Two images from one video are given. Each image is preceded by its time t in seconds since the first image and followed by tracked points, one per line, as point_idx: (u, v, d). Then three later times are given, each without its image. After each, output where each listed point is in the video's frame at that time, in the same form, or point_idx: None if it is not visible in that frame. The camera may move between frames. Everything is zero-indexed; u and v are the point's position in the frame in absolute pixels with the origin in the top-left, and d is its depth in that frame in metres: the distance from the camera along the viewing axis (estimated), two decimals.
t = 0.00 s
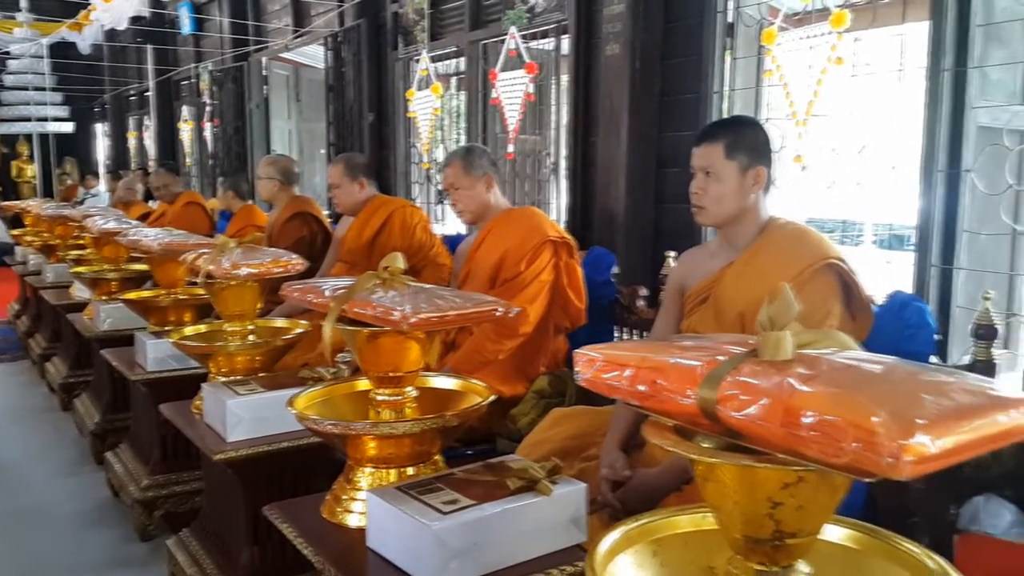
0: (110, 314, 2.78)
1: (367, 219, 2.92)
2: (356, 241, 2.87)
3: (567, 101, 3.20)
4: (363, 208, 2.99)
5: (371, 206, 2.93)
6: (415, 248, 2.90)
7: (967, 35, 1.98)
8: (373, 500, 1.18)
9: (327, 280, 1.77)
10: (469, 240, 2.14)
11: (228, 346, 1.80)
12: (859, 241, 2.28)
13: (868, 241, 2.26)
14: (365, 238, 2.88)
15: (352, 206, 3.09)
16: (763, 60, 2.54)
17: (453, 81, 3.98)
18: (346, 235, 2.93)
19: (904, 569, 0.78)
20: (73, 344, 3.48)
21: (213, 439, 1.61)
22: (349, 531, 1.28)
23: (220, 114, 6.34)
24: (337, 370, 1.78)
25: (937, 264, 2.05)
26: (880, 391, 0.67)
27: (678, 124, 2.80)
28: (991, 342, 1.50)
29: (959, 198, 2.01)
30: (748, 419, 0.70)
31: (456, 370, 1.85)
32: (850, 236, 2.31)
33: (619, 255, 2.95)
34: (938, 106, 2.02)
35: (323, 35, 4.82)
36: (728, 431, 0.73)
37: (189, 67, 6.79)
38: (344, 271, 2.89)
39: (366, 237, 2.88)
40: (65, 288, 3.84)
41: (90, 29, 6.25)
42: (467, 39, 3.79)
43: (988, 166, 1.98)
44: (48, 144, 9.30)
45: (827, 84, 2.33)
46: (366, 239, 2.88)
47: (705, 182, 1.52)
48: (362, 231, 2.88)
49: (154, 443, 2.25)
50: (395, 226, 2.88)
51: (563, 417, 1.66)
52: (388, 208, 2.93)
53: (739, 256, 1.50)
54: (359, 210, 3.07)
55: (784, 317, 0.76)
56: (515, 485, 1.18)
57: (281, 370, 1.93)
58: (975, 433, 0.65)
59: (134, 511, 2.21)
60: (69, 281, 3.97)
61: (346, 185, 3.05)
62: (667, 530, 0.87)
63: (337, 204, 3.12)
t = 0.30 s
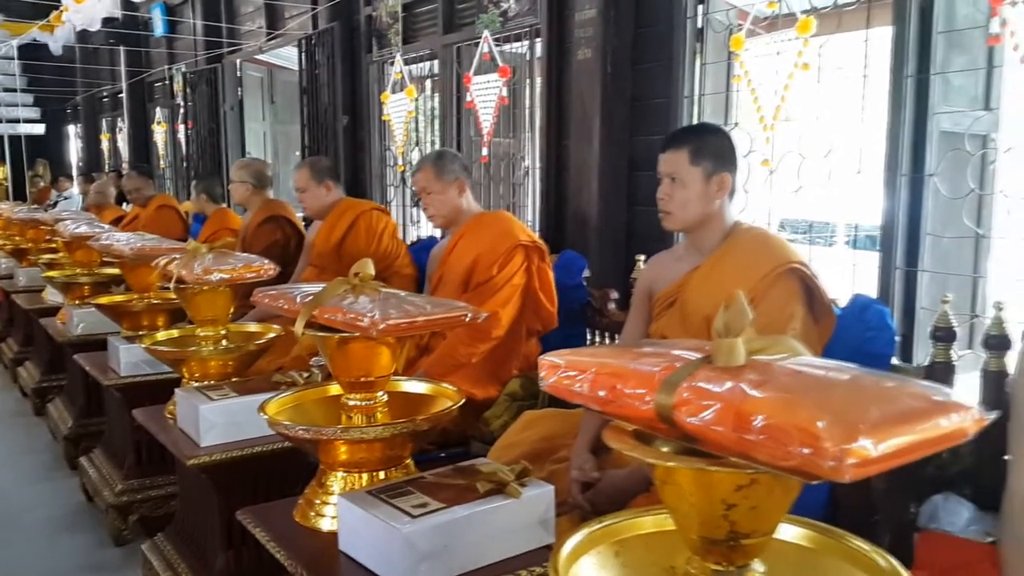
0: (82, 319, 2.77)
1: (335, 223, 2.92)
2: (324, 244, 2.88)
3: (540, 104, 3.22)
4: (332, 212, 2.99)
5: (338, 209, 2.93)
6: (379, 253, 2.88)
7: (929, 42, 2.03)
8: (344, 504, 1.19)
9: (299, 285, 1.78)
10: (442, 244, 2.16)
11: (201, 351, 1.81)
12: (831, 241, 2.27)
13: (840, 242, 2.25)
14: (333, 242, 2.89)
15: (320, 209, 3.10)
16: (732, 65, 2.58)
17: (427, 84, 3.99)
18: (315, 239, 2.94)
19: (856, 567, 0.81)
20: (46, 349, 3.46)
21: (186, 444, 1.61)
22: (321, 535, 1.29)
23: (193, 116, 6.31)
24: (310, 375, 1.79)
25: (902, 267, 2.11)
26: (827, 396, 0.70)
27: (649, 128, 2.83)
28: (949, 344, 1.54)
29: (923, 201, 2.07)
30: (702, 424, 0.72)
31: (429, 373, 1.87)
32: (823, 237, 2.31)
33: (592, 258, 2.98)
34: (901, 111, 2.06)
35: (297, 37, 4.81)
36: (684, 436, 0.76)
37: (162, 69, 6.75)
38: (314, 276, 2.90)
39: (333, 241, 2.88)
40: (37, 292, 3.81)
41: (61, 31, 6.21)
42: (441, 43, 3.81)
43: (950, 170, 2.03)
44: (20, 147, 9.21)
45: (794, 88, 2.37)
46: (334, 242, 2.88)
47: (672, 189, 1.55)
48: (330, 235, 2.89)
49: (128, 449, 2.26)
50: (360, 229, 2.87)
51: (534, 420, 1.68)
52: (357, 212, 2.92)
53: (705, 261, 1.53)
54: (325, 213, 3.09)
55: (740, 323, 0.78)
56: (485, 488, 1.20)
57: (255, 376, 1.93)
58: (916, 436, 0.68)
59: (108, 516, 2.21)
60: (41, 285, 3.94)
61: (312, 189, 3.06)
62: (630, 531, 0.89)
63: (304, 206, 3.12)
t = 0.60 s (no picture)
0: (86, 323, 2.81)
1: (324, 227, 2.94)
2: (315, 249, 2.91)
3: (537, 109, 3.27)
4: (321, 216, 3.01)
5: (325, 214, 2.96)
6: (368, 254, 2.90)
7: (919, 50, 2.07)
8: (350, 507, 1.23)
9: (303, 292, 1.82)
10: (441, 250, 2.19)
11: (206, 356, 1.84)
12: (827, 242, 2.31)
13: (836, 242, 2.28)
14: (322, 246, 2.91)
15: (308, 214, 3.10)
16: (726, 73, 2.63)
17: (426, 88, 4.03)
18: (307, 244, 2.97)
19: (843, 567, 0.85)
20: (48, 352, 3.49)
21: (192, 448, 1.64)
22: (328, 538, 1.33)
23: (192, 119, 6.35)
24: (313, 380, 1.83)
25: (893, 272, 2.13)
26: (813, 407, 0.74)
27: (645, 134, 2.88)
28: (937, 350, 1.58)
29: (914, 207, 2.09)
30: (696, 433, 0.76)
31: (429, 379, 1.91)
32: (819, 238, 2.34)
33: (589, 262, 3.02)
34: (892, 118, 2.09)
35: (296, 42, 4.85)
36: (678, 443, 0.80)
37: (161, 72, 6.78)
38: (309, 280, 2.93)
39: (322, 246, 2.89)
40: (40, 295, 3.85)
41: (60, 34, 6.23)
42: (439, 49, 3.85)
43: (940, 177, 2.07)
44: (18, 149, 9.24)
45: (787, 96, 2.42)
46: (323, 247, 2.89)
47: (666, 199, 1.59)
48: (319, 240, 2.91)
49: (134, 451, 2.29)
50: (348, 231, 2.89)
51: (534, 424, 1.72)
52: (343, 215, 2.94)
53: (699, 269, 1.57)
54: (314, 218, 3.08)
55: (730, 335, 0.81)
56: (487, 492, 1.24)
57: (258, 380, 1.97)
58: (896, 445, 0.72)
59: (114, 518, 2.24)
60: (43, 288, 3.98)
61: (300, 196, 3.07)
62: (627, 534, 0.93)
63: (293, 212, 3.13)
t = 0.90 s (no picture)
0: (105, 325, 2.86)
1: (324, 233, 2.93)
2: (317, 253, 2.89)
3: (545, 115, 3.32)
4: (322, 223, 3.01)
5: (326, 219, 2.95)
6: (370, 256, 2.89)
7: (922, 62, 2.11)
8: (382, 505, 1.28)
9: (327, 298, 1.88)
10: (457, 256, 2.25)
11: (232, 359, 1.89)
12: (829, 244, 2.37)
13: (837, 243, 2.35)
14: (324, 251, 2.89)
15: (311, 221, 3.11)
16: (732, 81, 2.68)
17: (434, 94, 4.09)
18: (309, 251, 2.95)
19: (858, 562, 0.91)
20: (65, 354, 3.55)
21: (221, 448, 1.70)
22: (359, 534, 1.39)
23: (200, 122, 6.40)
24: (336, 382, 1.89)
25: (897, 277, 2.19)
26: (831, 412, 0.80)
27: (653, 141, 2.92)
28: (942, 355, 1.63)
29: (917, 213, 2.15)
30: (722, 435, 0.82)
31: (448, 381, 1.97)
32: (821, 240, 2.40)
33: (598, 266, 3.07)
34: (896, 128, 2.14)
35: (304, 47, 4.90)
36: (704, 445, 0.85)
37: (168, 75, 6.84)
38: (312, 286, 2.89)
39: (324, 249, 2.88)
40: (55, 298, 3.90)
41: (69, 38, 6.29)
42: (447, 55, 3.90)
43: (943, 184, 2.13)
44: (24, 151, 9.29)
45: (793, 105, 2.47)
46: (325, 250, 2.88)
47: (679, 209, 1.65)
48: (320, 245, 2.90)
49: (156, 451, 2.34)
50: (349, 233, 2.88)
51: (550, 425, 1.77)
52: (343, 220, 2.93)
53: (711, 277, 1.63)
54: (315, 224, 3.08)
55: (751, 344, 0.89)
56: (511, 491, 1.30)
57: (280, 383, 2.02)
58: (908, 446, 0.78)
59: (137, 517, 2.30)
60: (58, 291, 4.03)
61: (300, 204, 3.07)
62: (651, 530, 0.99)
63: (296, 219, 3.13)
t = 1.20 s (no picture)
0: (139, 325, 2.94)
1: (345, 236, 2.97)
2: (339, 255, 2.94)
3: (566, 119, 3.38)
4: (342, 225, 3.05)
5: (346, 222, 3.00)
6: (392, 257, 2.94)
7: (939, 69, 2.15)
8: (426, 494, 1.35)
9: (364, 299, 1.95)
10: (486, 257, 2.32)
11: (271, 357, 1.97)
12: (842, 245, 2.47)
13: (851, 244, 2.44)
14: (346, 253, 2.94)
15: (331, 225, 3.17)
16: (750, 87, 2.74)
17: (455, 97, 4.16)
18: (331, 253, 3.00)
19: (885, 546, 0.97)
20: (96, 352, 3.63)
21: (264, 442, 1.77)
22: (401, 522, 1.46)
23: (221, 124, 6.49)
24: (372, 379, 1.97)
25: (915, 279, 2.23)
26: (862, 405, 0.86)
27: (674, 145, 2.97)
28: (960, 354, 1.69)
29: (935, 215, 2.19)
30: (759, 427, 0.88)
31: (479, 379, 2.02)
32: (835, 241, 2.50)
33: (619, 267, 3.13)
34: (914, 134, 2.18)
35: (325, 50, 4.98)
36: (742, 436, 0.92)
37: (188, 78, 6.93)
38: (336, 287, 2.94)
39: (346, 252, 2.93)
40: (84, 297, 3.99)
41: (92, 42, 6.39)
42: (468, 59, 3.97)
43: (960, 189, 2.19)
44: (44, 153, 9.42)
45: (814, 111, 2.53)
46: (346, 252, 2.92)
47: (705, 213, 1.71)
48: (342, 247, 2.94)
49: (193, 445, 2.41)
50: (369, 235, 2.92)
51: (578, 421, 1.83)
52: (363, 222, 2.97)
53: (737, 279, 1.69)
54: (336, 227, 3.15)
55: (785, 343, 0.94)
56: (549, 482, 1.36)
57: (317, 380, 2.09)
58: (935, 437, 0.85)
59: (175, 510, 2.37)
60: (87, 291, 4.12)
61: (321, 206, 3.13)
62: (689, 517, 1.06)
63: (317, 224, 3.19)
